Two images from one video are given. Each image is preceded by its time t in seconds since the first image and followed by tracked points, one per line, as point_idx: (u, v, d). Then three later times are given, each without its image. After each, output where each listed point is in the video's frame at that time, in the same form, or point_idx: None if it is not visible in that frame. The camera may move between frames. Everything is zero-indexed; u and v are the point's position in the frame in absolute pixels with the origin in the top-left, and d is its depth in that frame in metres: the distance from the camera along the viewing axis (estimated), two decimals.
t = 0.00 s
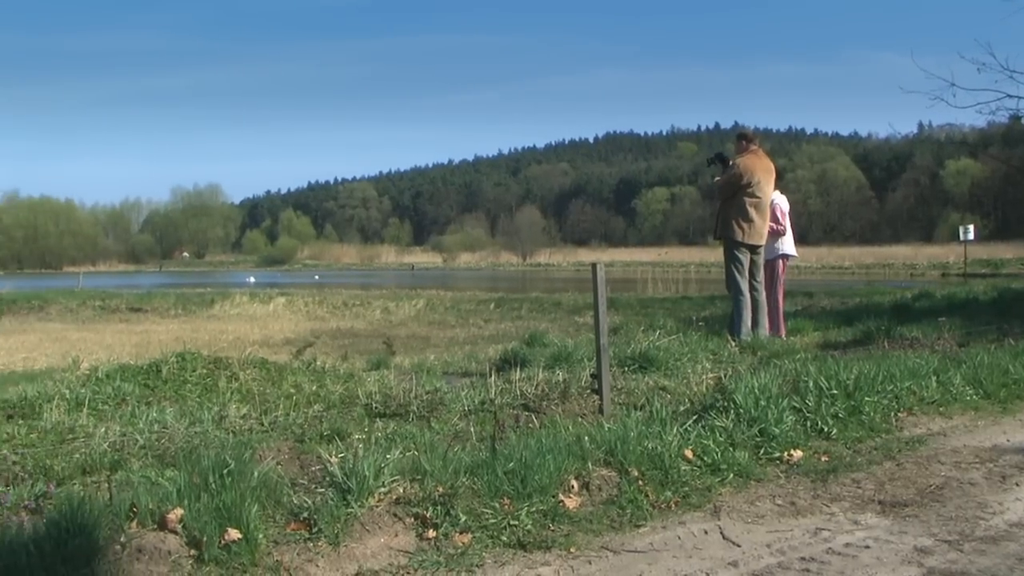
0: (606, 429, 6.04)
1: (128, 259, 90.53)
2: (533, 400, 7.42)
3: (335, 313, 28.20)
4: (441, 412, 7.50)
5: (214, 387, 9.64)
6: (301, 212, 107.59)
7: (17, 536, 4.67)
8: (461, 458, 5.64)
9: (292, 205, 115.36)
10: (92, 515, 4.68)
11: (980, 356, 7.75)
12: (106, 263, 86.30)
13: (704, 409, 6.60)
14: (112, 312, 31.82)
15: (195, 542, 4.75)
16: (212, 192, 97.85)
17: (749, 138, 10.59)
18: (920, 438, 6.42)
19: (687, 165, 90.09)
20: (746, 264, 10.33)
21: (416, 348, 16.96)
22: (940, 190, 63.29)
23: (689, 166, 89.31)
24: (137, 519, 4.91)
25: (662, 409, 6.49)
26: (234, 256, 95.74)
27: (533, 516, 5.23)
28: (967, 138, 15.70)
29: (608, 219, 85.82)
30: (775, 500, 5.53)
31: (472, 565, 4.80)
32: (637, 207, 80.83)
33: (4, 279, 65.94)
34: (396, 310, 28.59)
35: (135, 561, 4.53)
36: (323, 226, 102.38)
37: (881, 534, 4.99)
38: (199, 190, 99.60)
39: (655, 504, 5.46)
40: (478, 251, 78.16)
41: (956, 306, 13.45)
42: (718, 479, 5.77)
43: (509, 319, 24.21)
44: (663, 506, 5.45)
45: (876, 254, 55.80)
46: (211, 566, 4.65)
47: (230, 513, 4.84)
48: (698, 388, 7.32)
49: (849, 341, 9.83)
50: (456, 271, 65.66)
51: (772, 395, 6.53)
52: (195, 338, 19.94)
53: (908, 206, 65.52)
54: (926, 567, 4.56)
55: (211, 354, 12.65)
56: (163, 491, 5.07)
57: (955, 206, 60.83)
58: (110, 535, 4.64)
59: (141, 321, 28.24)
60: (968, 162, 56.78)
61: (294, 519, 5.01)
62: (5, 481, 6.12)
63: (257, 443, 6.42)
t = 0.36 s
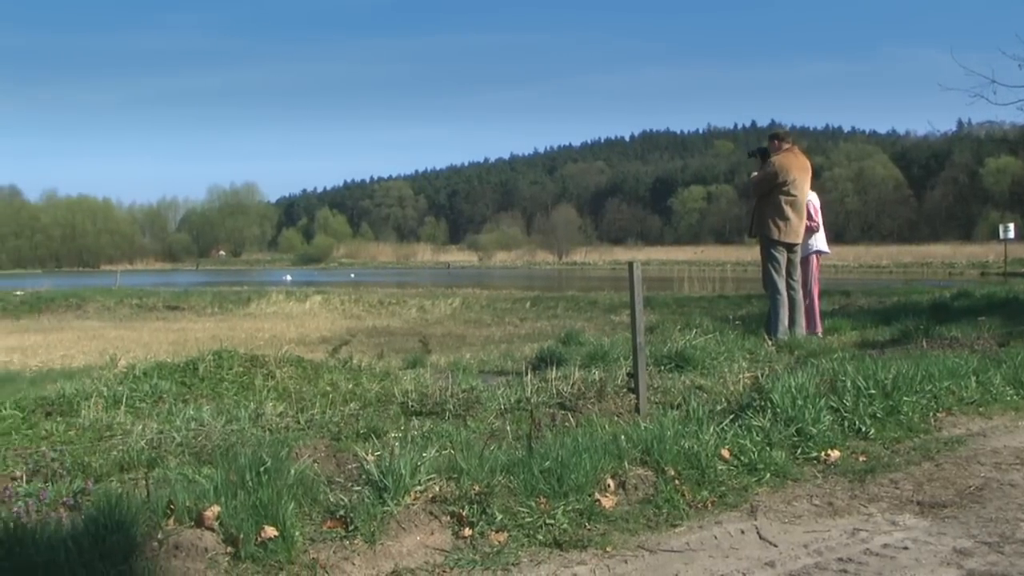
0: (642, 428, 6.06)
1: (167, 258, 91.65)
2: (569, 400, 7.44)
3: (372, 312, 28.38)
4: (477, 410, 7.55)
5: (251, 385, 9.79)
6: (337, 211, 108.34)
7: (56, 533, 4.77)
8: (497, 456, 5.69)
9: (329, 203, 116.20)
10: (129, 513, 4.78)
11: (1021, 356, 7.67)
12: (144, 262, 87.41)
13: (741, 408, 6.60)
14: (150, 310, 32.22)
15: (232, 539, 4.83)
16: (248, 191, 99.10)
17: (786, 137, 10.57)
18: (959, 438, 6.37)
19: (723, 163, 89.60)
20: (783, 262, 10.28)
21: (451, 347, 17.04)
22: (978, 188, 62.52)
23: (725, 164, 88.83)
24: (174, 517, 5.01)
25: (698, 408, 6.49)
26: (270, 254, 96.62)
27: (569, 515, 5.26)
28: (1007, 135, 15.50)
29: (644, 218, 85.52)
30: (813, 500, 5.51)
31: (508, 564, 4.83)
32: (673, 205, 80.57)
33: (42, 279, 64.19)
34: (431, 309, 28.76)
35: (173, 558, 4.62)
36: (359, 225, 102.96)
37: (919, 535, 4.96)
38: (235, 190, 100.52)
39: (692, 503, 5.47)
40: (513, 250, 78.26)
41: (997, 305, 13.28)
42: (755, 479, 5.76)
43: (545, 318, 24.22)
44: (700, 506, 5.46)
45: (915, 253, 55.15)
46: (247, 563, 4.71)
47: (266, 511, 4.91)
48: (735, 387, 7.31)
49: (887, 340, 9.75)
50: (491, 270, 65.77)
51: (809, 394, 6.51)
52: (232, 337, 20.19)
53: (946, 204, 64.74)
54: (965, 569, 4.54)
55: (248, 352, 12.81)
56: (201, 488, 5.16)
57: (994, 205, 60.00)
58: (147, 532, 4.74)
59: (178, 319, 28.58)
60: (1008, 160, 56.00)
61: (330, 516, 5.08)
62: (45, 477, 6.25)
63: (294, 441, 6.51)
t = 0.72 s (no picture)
0: (685, 428, 6.07)
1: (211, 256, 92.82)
2: (612, 399, 7.46)
3: (414, 311, 28.55)
4: (519, 409, 7.59)
5: (294, 383, 9.92)
6: (380, 209, 109.04)
7: (103, 528, 4.89)
8: (540, 455, 5.74)
9: (371, 202, 116.98)
10: (173, 509, 4.88)
11: None
12: (189, 260, 88.51)
13: (785, 408, 6.58)
14: (194, 308, 32.74)
15: (275, 536, 4.91)
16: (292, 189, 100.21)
17: (830, 136, 10.49)
18: (1007, 440, 6.30)
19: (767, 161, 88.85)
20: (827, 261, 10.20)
21: (492, 345, 17.15)
22: None
23: (769, 162, 88.07)
24: (218, 513, 5.11)
25: (742, 408, 6.48)
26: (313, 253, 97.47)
27: (612, 514, 5.29)
28: None
29: (687, 216, 85.08)
30: (857, 501, 5.49)
31: (551, 563, 4.87)
32: (717, 204, 80.10)
33: (87, 279, 62.26)
34: (473, 307, 28.88)
35: (217, 555, 4.70)
36: (401, 224, 103.74)
37: (967, 538, 4.93)
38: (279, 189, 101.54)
39: (735, 503, 5.48)
40: (556, 249, 78.24)
41: None
42: (799, 480, 5.75)
43: (587, 316, 24.22)
44: (743, 506, 5.47)
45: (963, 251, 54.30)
46: (290, 560, 4.80)
47: (310, 509, 5.00)
48: (779, 387, 7.29)
49: (934, 340, 9.65)
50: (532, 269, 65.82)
51: (854, 394, 6.48)
52: (274, 335, 20.46)
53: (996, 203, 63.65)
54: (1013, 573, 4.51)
55: (290, 350, 13.00)
56: (244, 486, 5.25)
57: None
58: (192, 529, 4.84)
59: (222, 317, 28.98)
60: None
61: (373, 515, 5.16)
62: (90, 474, 6.41)
63: (337, 439, 6.61)
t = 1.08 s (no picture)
0: (726, 427, 6.07)
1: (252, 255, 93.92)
2: (652, 398, 7.48)
3: (453, 309, 28.71)
4: (560, 408, 7.63)
5: (334, 381, 10.05)
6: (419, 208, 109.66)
7: (145, 524, 5.00)
8: (581, 454, 5.77)
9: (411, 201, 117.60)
10: (214, 507, 4.98)
11: None
12: (229, 259, 89.33)
13: (826, 408, 6.56)
14: (235, 306, 33.15)
15: (315, 534, 4.99)
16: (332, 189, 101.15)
17: (873, 134, 10.41)
18: None
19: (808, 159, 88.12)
20: (869, 260, 10.12)
21: (531, 344, 17.21)
22: None
23: (810, 161, 87.30)
24: (259, 511, 5.21)
25: (783, 408, 6.46)
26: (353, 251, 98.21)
27: (652, 514, 5.31)
28: None
29: (728, 215, 84.57)
30: (900, 503, 5.46)
31: (591, 562, 4.90)
32: (757, 203, 79.56)
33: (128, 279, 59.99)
34: (513, 306, 28.98)
35: (257, 552, 4.78)
36: (441, 223, 104.23)
37: (1011, 541, 4.90)
38: (319, 188, 102.44)
39: (776, 504, 5.48)
40: (595, 248, 78.14)
41: None
42: (841, 480, 5.73)
43: (628, 315, 24.21)
44: (784, 506, 5.47)
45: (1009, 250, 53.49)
46: (331, 558, 4.88)
47: (350, 507, 5.07)
48: (820, 387, 7.26)
49: (978, 340, 9.55)
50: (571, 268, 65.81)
51: (897, 394, 6.44)
52: (315, 333, 20.71)
53: None
54: None
55: (331, 348, 13.18)
56: (285, 483, 5.34)
57: None
58: (233, 526, 4.93)
59: (263, 315, 29.33)
60: None
61: (413, 513, 5.23)
62: (132, 471, 6.55)
63: (378, 437, 6.69)
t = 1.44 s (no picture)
0: (764, 426, 6.07)
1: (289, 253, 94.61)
2: (689, 396, 7.49)
3: (489, 308, 28.78)
4: (597, 406, 7.65)
5: (371, 379, 10.14)
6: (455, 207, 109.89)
7: (182, 520, 5.10)
8: (618, 453, 5.81)
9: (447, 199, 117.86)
10: (252, 504, 5.07)
11: None
12: (266, 257, 89.90)
13: (865, 407, 6.54)
14: (272, 305, 33.45)
15: (353, 531, 5.07)
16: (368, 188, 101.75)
17: (914, 131, 10.31)
18: None
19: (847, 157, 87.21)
20: (908, 258, 10.04)
21: (568, 343, 17.20)
22: None
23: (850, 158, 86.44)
24: (296, 508, 5.29)
25: (821, 407, 6.44)
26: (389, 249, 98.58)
27: (689, 513, 5.33)
28: None
29: (765, 213, 83.94)
30: (940, 503, 5.44)
31: (627, 561, 4.93)
32: (795, 201, 78.86)
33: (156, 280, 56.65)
34: (549, 304, 28.96)
35: (295, 548, 4.85)
36: (477, 221, 104.36)
37: None
38: (356, 187, 103.03)
39: (813, 504, 5.47)
40: (631, 246, 77.86)
41: None
42: (880, 480, 5.71)
43: (664, 314, 24.14)
44: (822, 506, 5.46)
45: None
46: (368, 555, 4.95)
47: (387, 504, 5.15)
48: (859, 386, 7.23)
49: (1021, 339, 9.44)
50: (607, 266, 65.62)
51: (937, 394, 6.40)
52: (352, 331, 20.87)
53: None
54: None
55: (368, 346, 13.28)
56: (323, 481, 5.41)
57: None
58: (270, 523, 5.01)
59: (300, 314, 29.57)
60: None
61: (450, 511, 5.30)
62: (170, 467, 6.68)
63: (414, 435, 6.76)
